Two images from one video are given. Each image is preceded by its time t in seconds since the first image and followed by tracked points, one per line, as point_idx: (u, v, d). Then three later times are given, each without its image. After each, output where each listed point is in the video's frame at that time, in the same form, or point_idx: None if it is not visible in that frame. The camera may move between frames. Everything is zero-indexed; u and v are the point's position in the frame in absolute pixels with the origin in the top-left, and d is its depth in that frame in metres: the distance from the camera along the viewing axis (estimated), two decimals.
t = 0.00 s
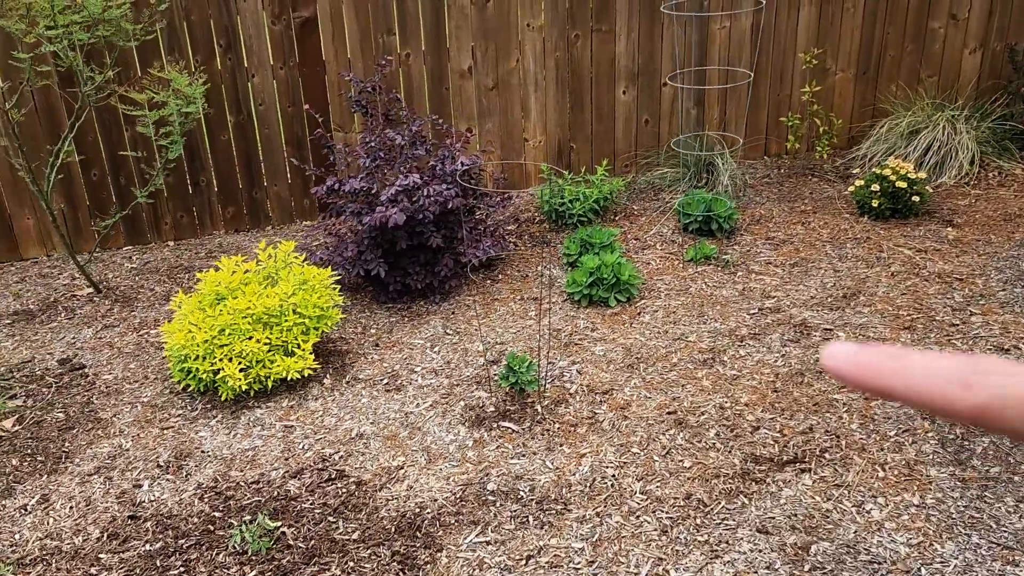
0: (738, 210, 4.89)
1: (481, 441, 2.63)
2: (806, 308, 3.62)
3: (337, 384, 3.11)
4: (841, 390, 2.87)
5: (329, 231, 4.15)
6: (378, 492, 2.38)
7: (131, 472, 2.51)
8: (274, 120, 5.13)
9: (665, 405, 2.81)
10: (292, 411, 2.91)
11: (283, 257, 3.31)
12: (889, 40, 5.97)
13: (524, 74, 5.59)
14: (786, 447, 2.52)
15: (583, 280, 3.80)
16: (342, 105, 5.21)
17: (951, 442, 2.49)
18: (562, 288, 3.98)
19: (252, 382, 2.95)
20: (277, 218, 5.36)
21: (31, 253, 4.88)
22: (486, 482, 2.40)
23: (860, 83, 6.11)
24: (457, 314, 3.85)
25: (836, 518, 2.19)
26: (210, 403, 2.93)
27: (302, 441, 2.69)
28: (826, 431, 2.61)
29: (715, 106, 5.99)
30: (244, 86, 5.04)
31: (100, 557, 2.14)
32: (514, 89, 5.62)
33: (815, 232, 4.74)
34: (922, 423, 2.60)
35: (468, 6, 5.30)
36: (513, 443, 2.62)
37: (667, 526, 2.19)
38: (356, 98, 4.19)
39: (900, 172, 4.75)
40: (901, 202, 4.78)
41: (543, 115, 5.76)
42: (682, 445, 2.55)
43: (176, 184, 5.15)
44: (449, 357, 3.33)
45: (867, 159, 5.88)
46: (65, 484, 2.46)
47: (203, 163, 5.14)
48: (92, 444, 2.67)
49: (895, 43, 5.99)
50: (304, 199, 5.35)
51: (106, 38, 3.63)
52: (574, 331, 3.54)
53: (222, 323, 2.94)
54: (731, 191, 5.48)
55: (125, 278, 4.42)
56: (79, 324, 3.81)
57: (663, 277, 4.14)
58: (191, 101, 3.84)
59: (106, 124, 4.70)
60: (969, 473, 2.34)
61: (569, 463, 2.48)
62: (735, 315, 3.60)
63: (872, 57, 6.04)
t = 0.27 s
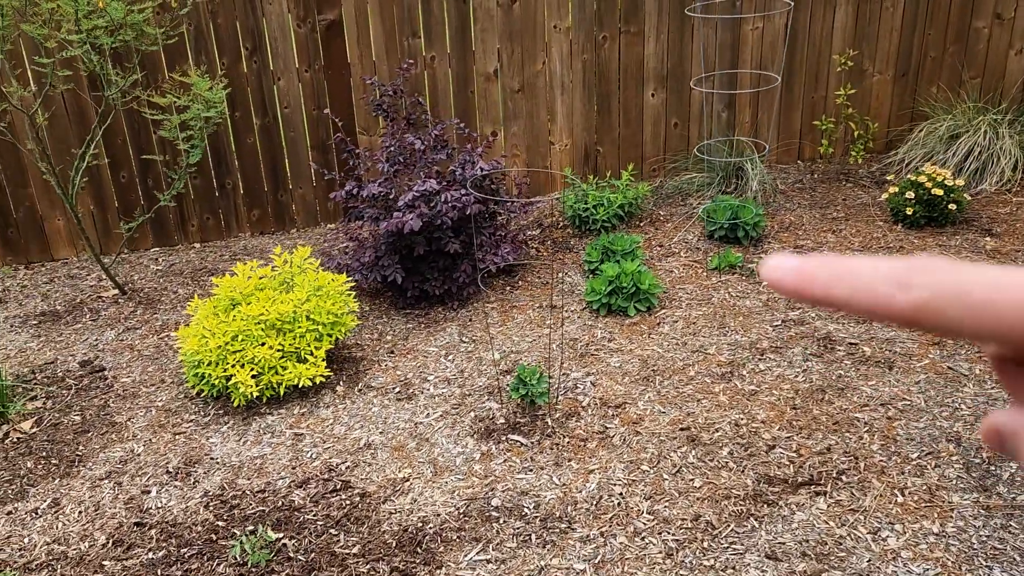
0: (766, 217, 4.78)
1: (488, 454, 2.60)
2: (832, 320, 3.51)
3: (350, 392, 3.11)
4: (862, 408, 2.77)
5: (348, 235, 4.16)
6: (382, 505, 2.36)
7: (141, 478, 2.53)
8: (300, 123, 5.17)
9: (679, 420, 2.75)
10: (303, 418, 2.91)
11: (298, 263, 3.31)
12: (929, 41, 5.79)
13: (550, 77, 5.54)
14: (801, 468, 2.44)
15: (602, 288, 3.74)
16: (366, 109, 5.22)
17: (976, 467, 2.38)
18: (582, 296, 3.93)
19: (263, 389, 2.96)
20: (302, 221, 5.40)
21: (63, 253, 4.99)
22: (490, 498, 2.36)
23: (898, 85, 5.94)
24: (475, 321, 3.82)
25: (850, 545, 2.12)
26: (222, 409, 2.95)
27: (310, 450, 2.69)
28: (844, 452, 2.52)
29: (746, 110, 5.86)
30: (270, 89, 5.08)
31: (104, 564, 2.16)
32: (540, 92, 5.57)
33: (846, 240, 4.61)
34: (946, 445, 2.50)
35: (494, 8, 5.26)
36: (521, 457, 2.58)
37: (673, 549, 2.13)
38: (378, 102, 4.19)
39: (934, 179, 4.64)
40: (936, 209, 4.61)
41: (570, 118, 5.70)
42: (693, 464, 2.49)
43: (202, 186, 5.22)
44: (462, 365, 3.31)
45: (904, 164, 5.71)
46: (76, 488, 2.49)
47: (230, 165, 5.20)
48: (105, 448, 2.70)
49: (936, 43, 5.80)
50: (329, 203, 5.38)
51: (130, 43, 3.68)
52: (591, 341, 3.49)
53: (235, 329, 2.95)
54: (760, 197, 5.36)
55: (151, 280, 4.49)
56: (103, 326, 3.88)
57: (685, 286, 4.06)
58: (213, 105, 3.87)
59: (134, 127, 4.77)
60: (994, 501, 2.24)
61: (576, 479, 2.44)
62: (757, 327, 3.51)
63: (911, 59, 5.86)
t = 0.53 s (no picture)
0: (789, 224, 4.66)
1: (489, 469, 2.57)
2: (851, 333, 3.40)
3: (356, 402, 3.11)
4: (877, 427, 2.68)
5: (362, 242, 4.17)
6: (378, 520, 2.35)
7: (143, 487, 2.55)
8: (319, 130, 5.20)
9: (685, 437, 2.69)
10: (308, 428, 2.91)
11: (308, 272, 3.33)
12: (965, 43, 5.61)
13: (571, 82, 5.49)
14: (808, 490, 2.36)
15: (615, 298, 3.69)
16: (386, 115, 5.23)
17: (993, 493, 2.29)
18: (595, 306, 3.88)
19: (269, 398, 2.97)
20: (322, 227, 5.44)
21: (89, 258, 5.08)
22: (487, 515, 2.33)
23: (932, 88, 5.75)
24: (486, 330, 3.79)
25: (854, 573, 2.06)
26: (229, 418, 2.97)
27: (312, 462, 2.69)
28: (854, 473, 2.44)
29: (773, 114, 5.75)
30: (290, 96, 5.12)
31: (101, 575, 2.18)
32: (560, 97, 5.52)
33: (872, 249, 4.47)
34: (962, 469, 2.41)
35: (514, 12, 5.22)
36: (522, 473, 2.54)
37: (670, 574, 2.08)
38: (392, 108, 4.20)
39: (965, 186, 4.46)
40: (967, 218, 4.45)
41: (591, 123, 5.64)
42: (696, 483, 2.43)
43: (224, 193, 5.29)
44: (470, 376, 3.29)
45: (936, 169, 5.51)
46: (81, 497, 2.52)
47: (251, 172, 5.25)
48: (112, 456, 2.74)
49: (971, 44, 5.62)
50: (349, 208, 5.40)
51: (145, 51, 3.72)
52: (602, 352, 3.44)
53: (243, 339, 2.97)
54: (784, 204, 5.23)
55: (170, 287, 4.55)
56: (121, 332, 3.94)
57: (701, 296, 3.98)
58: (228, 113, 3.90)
59: (157, 135, 4.84)
60: (1010, 529, 2.14)
61: (576, 497, 2.39)
62: (773, 339, 3.42)
63: (945, 61, 5.67)
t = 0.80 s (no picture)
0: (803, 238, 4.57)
1: (479, 490, 2.54)
2: (860, 352, 3.32)
3: (354, 416, 3.10)
4: (879, 453, 2.61)
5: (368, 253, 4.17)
6: (364, 541, 2.34)
7: (136, 501, 2.56)
8: (332, 139, 5.23)
9: (681, 459, 2.64)
10: (303, 443, 2.91)
11: (309, 285, 3.34)
12: (989, 51, 5.46)
13: (584, 92, 5.45)
14: (803, 519, 2.30)
15: (619, 313, 3.64)
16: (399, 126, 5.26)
17: (995, 526, 2.21)
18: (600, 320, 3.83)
19: (265, 412, 2.98)
20: (335, 237, 5.47)
21: (107, 264, 5.15)
22: (474, 538, 2.31)
23: (954, 97, 5.61)
24: (489, 344, 3.76)
25: None
26: (226, 431, 2.98)
27: (304, 478, 2.68)
28: (853, 503, 2.37)
29: (791, 124, 5.64)
30: (303, 104, 5.15)
31: None
32: (573, 106, 5.48)
33: (887, 263, 4.37)
34: (964, 500, 2.34)
35: (526, 22, 5.19)
36: (513, 494, 2.51)
37: None
38: (400, 119, 4.21)
39: (985, 200, 4.34)
40: (987, 232, 4.33)
41: (605, 132, 5.58)
42: (688, 510, 2.38)
43: (238, 201, 5.33)
44: (469, 391, 3.26)
45: (959, 181, 5.31)
46: (75, 510, 2.54)
47: (264, 180, 5.29)
48: (108, 469, 2.76)
49: (997, 54, 5.47)
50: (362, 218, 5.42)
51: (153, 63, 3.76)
52: (603, 369, 3.39)
53: (241, 353, 2.98)
54: (800, 217, 5.07)
55: (181, 296, 4.59)
56: (129, 341, 3.98)
57: (708, 312, 3.91)
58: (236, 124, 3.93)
59: (171, 144, 4.89)
60: (1010, 566, 2.08)
61: (565, 521, 2.36)
62: (779, 358, 3.34)
63: (968, 70, 5.53)
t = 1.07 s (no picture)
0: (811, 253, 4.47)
1: (463, 512, 2.51)
2: (863, 374, 3.24)
3: (344, 431, 3.08)
4: (874, 482, 2.53)
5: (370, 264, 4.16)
6: (343, 562, 2.32)
7: (120, 515, 2.56)
8: (339, 148, 5.23)
9: (670, 484, 2.59)
10: (291, 458, 2.90)
11: (304, 298, 3.33)
12: (1015, 61, 5.18)
13: (593, 101, 5.33)
14: (791, 551, 2.25)
15: (618, 329, 3.58)
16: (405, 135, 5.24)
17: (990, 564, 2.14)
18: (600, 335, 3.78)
19: (256, 425, 2.97)
20: (342, 245, 5.47)
21: (116, 270, 5.19)
22: (453, 563, 2.28)
23: (976, 109, 5.34)
24: (487, 358, 3.73)
25: None
26: (216, 444, 2.97)
27: (289, 494, 2.66)
28: (843, 535, 2.31)
29: (806, 136, 5.43)
30: (310, 112, 5.16)
31: None
32: (582, 116, 5.36)
33: (899, 279, 4.25)
34: (961, 534, 2.27)
35: (535, 30, 5.10)
36: (496, 516, 2.47)
37: None
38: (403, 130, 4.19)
39: (1000, 217, 4.22)
40: (1001, 249, 4.21)
41: (614, 142, 5.45)
42: (673, 538, 2.33)
43: (246, 209, 5.35)
44: (462, 407, 3.23)
45: (978, 196, 5.09)
46: (60, 522, 2.55)
47: (272, 188, 5.31)
48: (96, 481, 2.77)
49: None
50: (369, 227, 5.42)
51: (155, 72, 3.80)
52: (599, 386, 3.34)
53: (232, 366, 2.97)
54: (810, 230, 4.94)
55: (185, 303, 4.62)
56: (131, 349, 4.01)
57: (710, 328, 3.85)
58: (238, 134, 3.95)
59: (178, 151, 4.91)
60: None
61: (546, 547, 2.32)
62: (779, 378, 3.27)
63: (992, 80, 5.26)
